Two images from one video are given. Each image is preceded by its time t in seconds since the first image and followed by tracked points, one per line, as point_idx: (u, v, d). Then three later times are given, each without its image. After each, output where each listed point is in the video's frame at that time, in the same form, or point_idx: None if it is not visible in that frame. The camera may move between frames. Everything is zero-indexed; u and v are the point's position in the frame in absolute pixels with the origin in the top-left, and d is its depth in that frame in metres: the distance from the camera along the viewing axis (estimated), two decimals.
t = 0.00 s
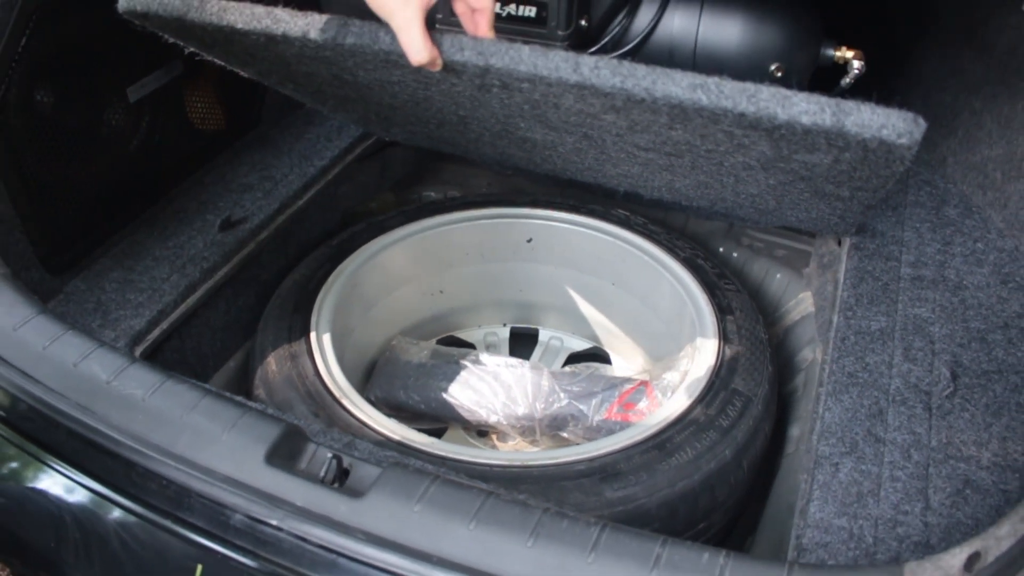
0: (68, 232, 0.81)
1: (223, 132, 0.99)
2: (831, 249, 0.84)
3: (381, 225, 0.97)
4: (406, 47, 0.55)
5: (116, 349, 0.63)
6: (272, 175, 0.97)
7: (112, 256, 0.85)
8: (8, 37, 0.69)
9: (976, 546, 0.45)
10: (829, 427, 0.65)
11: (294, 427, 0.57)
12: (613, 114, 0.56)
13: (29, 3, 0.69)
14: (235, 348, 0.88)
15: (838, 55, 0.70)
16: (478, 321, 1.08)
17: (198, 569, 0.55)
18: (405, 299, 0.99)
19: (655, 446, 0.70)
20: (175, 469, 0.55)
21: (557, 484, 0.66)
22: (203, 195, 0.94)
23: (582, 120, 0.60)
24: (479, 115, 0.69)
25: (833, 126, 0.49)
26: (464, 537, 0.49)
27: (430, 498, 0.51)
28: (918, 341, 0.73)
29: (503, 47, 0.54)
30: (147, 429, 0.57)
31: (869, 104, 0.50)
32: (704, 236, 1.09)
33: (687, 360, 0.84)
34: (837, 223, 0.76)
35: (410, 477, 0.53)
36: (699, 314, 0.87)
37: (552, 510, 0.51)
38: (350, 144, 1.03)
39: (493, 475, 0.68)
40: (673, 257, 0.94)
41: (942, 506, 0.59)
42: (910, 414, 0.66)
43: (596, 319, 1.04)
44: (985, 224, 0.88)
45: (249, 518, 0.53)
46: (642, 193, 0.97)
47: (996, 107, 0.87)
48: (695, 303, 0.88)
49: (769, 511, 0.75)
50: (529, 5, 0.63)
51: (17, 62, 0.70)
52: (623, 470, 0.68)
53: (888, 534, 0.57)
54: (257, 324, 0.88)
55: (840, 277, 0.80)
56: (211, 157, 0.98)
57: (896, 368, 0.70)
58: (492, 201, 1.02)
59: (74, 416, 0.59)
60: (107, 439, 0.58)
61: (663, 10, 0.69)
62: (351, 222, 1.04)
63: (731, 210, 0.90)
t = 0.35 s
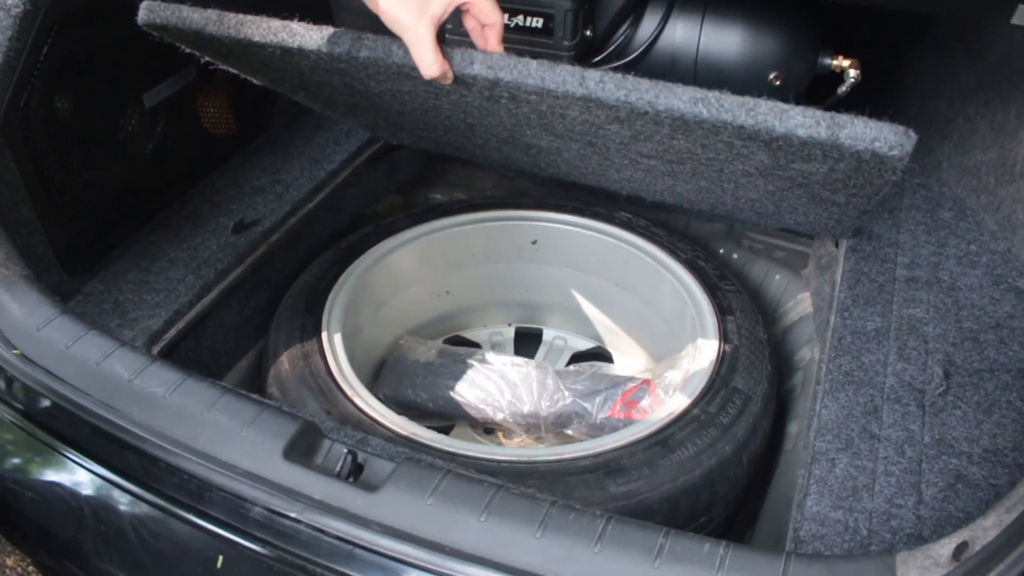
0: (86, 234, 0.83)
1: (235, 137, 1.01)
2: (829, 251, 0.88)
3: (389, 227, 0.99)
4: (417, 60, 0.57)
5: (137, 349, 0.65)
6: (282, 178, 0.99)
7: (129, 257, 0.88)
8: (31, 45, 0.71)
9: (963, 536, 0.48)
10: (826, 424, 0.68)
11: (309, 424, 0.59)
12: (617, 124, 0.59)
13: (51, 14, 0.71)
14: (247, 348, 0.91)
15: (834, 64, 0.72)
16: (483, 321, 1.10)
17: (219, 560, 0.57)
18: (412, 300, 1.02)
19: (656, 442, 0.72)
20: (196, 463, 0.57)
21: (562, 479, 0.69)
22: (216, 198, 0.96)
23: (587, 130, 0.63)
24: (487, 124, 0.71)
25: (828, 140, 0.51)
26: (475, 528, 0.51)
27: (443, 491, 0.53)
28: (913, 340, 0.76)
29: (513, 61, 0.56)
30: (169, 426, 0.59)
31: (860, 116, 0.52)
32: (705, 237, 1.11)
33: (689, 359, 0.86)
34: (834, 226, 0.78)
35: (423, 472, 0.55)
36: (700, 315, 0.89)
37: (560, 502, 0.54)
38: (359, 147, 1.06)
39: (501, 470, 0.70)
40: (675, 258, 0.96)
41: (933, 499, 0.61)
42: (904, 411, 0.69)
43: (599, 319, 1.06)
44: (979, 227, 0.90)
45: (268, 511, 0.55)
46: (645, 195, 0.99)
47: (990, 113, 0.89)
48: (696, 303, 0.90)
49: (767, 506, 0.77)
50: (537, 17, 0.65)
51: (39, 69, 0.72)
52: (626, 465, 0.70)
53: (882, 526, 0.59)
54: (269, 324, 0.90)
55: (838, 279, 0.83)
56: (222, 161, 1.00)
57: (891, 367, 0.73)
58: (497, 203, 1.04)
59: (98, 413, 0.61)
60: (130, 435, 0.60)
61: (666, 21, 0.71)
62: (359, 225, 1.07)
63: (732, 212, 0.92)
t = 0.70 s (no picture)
0: (107, 234, 0.86)
1: (249, 140, 1.04)
2: (826, 251, 0.92)
3: (398, 228, 1.03)
4: (429, 78, 0.59)
5: (161, 345, 0.68)
6: (296, 180, 1.02)
7: (148, 257, 0.91)
8: (57, 54, 0.74)
9: (947, 522, 0.50)
10: (821, 419, 0.71)
11: (327, 417, 0.62)
12: (620, 138, 0.61)
13: (78, 23, 0.74)
14: (261, 345, 0.94)
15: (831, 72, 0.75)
16: (490, 320, 1.13)
17: (242, 546, 0.59)
18: (421, 299, 1.04)
19: (658, 436, 0.75)
20: (220, 454, 0.60)
21: (569, 471, 0.72)
22: (231, 200, 0.99)
23: (590, 142, 0.65)
24: (494, 134, 0.74)
25: (819, 156, 0.54)
26: (487, 515, 0.54)
27: (456, 480, 0.57)
28: (905, 339, 0.78)
29: (519, 78, 0.58)
30: (193, 418, 0.62)
31: (850, 133, 0.55)
32: (707, 238, 1.14)
33: (690, 356, 0.89)
34: (830, 228, 0.81)
35: (436, 462, 0.58)
36: (701, 315, 0.91)
37: (567, 491, 0.57)
38: (369, 151, 1.09)
39: (509, 461, 0.73)
40: (676, 258, 0.99)
41: (924, 491, 0.64)
42: (896, 406, 0.71)
43: (602, 319, 1.09)
44: (972, 229, 0.92)
45: (289, 499, 0.58)
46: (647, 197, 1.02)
47: (983, 119, 0.92)
48: (696, 303, 0.93)
49: (764, 498, 0.80)
50: (544, 29, 0.68)
51: (65, 77, 0.75)
52: (629, 458, 0.73)
53: (874, 516, 0.62)
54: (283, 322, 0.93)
55: (834, 279, 0.86)
56: (237, 163, 1.03)
57: (884, 364, 0.76)
58: (504, 205, 1.07)
59: (125, 406, 0.64)
60: (156, 427, 0.63)
61: (668, 32, 0.73)
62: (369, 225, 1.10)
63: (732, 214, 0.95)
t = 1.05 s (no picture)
0: (119, 234, 0.89)
1: (256, 143, 1.07)
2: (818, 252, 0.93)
3: (400, 229, 1.05)
4: (426, 99, 0.63)
5: (173, 341, 0.71)
6: (302, 182, 1.06)
7: (158, 256, 0.94)
8: (73, 60, 0.76)
9: (919, 509, 0.53)
10: (807, 414, 0.74)
11: (332, 410, 0.65)
12: (610, 155, 0.64)
13: (94, 30, 0.76)
14: (267, 342, 0.97)
15: (817, 80, 0.77)
16: (490, 319, 1.16)
17: (251, 531, 0.63)
18: (423, 298, 1.08)
19: (650, 430, 0.78)
20: (229, 444, 0.63)
21: (564, 463, 0.74)
22: (239, 201, 1.02)
23: (582, 156, 0.68)
24: (490, 144, 0.77)
25: (794, 175, 0.56)
26: (483, 502, 0.57)
27: (454, 469, 0.60)
28: (890, 338, 0.81)
29: (512, 100, 0.61)
30: (205, 411, 0.65)
31: (825, 155, 0.57)
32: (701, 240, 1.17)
33: (683, 353, 0.92)
34: (817, 231, 0.84)
35: (435, 453, 0.61)
36: (693, 315, 0.94)
37: (560, 481, 0.60)
38: (373, 154, 1.12)
39: (507, 453, 0.76)
40: (669, 258, 1.01)
41: (903, 482, 0.66)
42: (879, 402, 0.74)
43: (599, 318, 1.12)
44: (958, 231, 0.96)
45: (296, 487, 0.61)
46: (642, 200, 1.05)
47: (969, 123, 0.94)
48: (689, 302, 0.96)
49: (753, 491, 0.83)
50: (540, 39, 0.72)
51: (81, 82, 0.78)
52: (622, 451, 0.76)
53: (854, 506, 0.64)
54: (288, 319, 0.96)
55: (823, 280, 0.89)
56: (244, 166, 1.06)
57: (869, 362, 0.78)
58: (503, 206, 1.10)
59: (138, 399, 0.67)
60: (169, 419, 0.66)
61: (660, 41, 0.76)
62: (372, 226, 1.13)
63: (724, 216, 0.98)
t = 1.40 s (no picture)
0: (132, 254, 0.93)
1: (262, 167, 1.11)
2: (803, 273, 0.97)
3: (401, 250, 1.09)
4: (424, 131, 0.67)
5: (182, 357, 0.74)
6: (306, 206, 1.10)
7: (168, 276, 0.97)
8: (90, 89, 0.81)
9: (887, 516, 0.56)
10: (790, 428, 0.76)
11: (333, 423, 0.68)
12: (600, 185, 0.68)
13: (109, 59, 0.81)
14: (272, 359, 1.00)
15: (798, 109, 0.81)
16: (488, 337, 1.19)
17: (255, 540, 0.65)
18: (423, 318, 1.11)
19: (639, 444, 0.81)
20: (235, 454, 0.66)
21: (556, 476, 0.77)
22: (246, 223, 1.06)
23: (572, 184, 0.72)
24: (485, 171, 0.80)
25: (769, 204, 0.59)
26: (476, 510, 0.60)
27: (449, 480, 0.63)
28: (871, 355, 0.84)
29: (505, 132, 0.66)
30: (213, 423, 0.68)
31: (799, 183, 0.60)
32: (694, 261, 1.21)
33: (673, 370, 0.95)
34: (801, 252, 0.87)
35: (430, 465, 0.64)
36: (684, 334, 0.97)
37: (548, 491, 0.62)
38: (375, 177, 1.16)
39: (502, 466, 0.79)
40: (660, 279, 1.04)
41: (880, 494, 0.69)
42: (860, 417, 0.77)
43: (594, 337, 1.15)
44: (940, 252, 0.99)
45: (299, 496, 0.64)
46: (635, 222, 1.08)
47: (948, 147, 0.97)
48: (680, 321, 0.99)
49: (740, 504, 0.86)
50: (534, 70, 0.76)
51: (96, 110, 0.82)
52: (611, 465, 0.79)
53: (833, 516, 0.67)
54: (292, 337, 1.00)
55: (808, 299, 0.93)
56: (251, 189, 1.11)
57: (850, 378, 0.81)
58: (500, 228, 1.14)
59: (150, 411, 0.70)
60: (177, 431, 0.69)
61: (648, 71, 0.80)
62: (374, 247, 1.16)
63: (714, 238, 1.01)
